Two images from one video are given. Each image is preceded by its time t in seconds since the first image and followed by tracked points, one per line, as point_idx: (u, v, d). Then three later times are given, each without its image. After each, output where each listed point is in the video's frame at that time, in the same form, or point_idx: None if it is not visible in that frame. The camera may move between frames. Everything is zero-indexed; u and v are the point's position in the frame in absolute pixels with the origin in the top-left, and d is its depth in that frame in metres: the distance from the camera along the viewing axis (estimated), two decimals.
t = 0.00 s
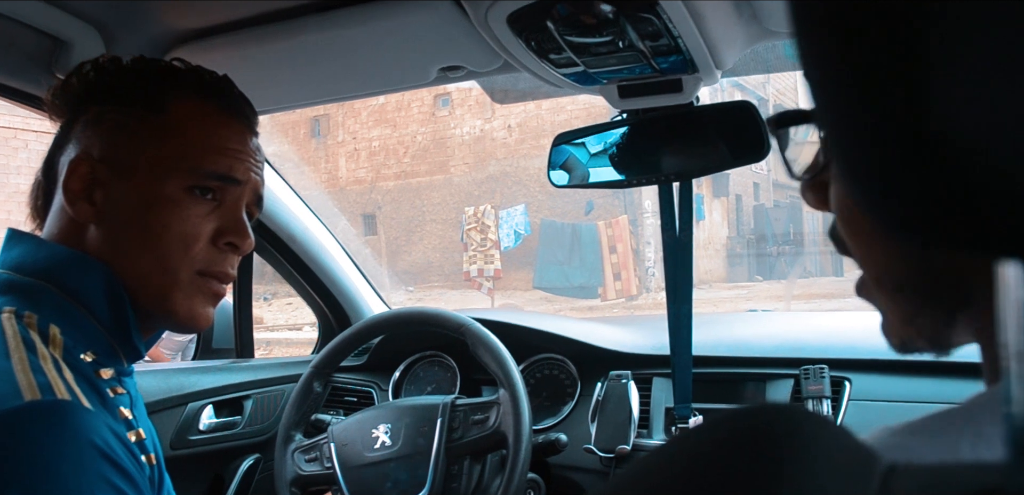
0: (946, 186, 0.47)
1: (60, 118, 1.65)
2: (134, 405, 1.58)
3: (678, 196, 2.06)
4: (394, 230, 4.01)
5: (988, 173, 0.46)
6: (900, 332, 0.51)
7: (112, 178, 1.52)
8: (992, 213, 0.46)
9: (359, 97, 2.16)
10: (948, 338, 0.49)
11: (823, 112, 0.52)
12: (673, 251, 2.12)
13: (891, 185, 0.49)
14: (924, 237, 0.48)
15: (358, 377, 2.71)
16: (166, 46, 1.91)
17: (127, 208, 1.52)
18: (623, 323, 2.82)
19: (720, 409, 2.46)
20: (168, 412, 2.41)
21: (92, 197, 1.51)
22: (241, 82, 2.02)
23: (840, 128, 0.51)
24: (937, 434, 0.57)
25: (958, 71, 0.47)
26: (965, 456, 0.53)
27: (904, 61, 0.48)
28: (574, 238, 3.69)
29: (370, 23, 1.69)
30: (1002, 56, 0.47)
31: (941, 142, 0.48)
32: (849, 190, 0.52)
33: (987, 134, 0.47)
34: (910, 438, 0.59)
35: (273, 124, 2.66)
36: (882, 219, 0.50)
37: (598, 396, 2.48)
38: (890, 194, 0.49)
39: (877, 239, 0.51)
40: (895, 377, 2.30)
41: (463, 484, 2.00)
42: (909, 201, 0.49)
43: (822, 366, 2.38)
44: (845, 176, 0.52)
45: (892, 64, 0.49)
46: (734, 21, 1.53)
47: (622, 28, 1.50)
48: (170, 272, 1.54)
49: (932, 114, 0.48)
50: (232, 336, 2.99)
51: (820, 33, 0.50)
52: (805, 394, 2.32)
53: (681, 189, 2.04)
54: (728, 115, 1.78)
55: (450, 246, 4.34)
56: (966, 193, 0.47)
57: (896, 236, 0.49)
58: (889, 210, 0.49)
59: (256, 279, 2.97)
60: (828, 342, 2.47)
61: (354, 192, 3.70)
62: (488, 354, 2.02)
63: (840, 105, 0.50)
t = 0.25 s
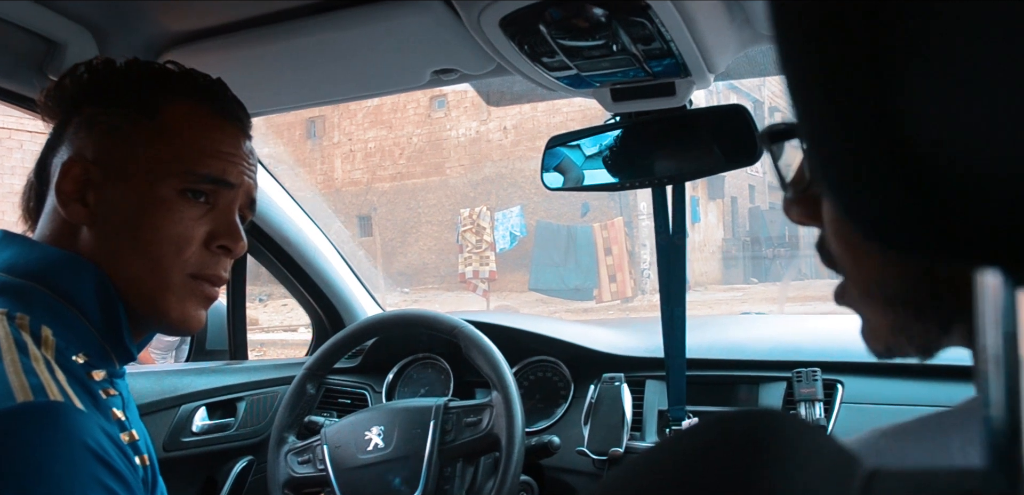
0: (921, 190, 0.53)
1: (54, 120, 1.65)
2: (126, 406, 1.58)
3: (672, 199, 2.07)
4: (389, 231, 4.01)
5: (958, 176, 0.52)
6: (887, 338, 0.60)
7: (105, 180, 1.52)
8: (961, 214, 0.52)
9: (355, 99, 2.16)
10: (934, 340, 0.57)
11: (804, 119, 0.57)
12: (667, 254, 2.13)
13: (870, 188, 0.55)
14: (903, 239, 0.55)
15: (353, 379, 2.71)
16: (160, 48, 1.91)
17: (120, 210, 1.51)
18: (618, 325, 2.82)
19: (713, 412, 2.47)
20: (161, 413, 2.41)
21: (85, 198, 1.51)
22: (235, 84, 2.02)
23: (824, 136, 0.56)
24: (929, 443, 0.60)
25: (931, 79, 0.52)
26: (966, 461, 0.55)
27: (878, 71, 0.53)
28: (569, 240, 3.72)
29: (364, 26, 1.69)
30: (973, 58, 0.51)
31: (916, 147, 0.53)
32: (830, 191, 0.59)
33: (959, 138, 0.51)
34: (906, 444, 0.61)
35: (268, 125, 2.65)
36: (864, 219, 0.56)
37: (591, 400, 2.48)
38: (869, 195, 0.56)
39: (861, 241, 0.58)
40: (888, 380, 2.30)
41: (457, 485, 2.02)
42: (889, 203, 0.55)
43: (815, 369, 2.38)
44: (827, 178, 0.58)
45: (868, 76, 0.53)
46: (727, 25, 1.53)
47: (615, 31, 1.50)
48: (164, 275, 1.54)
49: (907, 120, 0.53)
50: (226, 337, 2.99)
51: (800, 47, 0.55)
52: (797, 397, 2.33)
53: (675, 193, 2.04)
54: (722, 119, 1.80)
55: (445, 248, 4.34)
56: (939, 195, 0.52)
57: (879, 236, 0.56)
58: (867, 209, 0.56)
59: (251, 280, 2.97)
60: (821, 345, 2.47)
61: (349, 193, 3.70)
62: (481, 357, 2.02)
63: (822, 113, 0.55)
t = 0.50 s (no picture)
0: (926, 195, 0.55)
1: (54, 121, 1.65)
2: (127, 408, 1.58)
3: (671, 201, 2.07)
4: (388, 232, 4.02)
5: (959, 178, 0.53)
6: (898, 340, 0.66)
7: (105, 182, 1.52)
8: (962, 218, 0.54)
9: (354, 101, 2.16)
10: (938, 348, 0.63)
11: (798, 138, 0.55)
12: (666, 256, 2.13)
13: (873, 199, 0.56)
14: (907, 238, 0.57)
15: (352, 380, 2.71)
16: (159, 49, 1.91)
17: (120, 212, 1.52)
18: (617, 327, 2.82)
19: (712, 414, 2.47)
20: (160, 414, 2.42)
21: (85, 200, 1.51)
22: (234, 86, 2.02)
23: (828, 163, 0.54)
24: (924, 441, 0.64)
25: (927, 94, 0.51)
26: (957, 468, 0.60)
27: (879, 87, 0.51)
28: (569, 241, 3.74)
29: (363, 28, 1.69)
30: (971, 63, 0.50)
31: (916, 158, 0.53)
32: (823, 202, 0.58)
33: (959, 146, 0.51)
34: (903, 439, 0.66)
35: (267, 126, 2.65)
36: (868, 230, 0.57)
37: (589, 402, 2.48)
38: (873, 205, 0.56)
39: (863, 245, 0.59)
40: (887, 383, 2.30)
41: (456, 487, 2.00)
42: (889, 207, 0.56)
43: (813, 372, 2.38)
44: (822, 187, 0.57)
45: (869, 91, 0.52)
46: (725, 28, 1.53)
47: (614, 34, 1.51)
48: (164, 277, 1.54)
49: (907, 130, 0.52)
50: (225, 338, 2.99)
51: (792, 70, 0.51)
52: (795, 400, 2.34)
53: (674, 195, 2.04)
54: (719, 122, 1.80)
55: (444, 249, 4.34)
56: (943, 200, 0.54)
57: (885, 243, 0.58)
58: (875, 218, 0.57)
59: (250, 281, 2.97)
60: (819, 347, 2.47)
61: (348, 194, 3.71)
62: (479, 360, 2.02)
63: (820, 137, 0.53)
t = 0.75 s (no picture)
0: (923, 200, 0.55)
1: (55, 122, 1.65)
2: (128, 407, 1.58)
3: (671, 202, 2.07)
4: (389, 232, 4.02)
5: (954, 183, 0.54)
6: (890, 340, 0.66)
7: (107, 182, 1.52)
8: (961, 226, 0.55)
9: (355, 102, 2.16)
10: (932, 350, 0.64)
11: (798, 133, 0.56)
12: (666, 257, 2.13)
13: (869, 197, 0.57)
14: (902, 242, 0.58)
15: (352, 381, 2.71)
16: (160, 50, 1.91)
17: (121, 213, 1.52)
18: (617, 328, 2.82)
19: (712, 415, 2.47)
20: (161, 414, 2.42)
21: (86, 201, 1.51)
22: (235, 86, 2.02)
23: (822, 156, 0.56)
24: (919, 441, 0.65)
25: (925, 100, 0.51)
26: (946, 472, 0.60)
27: (877, 87, 0.52)
28: (568, 243, 3.71)
29: (364, 29, 1.69)
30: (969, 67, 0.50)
31: (912, 162, 0.54)
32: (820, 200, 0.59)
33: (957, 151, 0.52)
34: (899, 438, 0.66)
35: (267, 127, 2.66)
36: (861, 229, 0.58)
37: (590, 402, 2.50)
38: (867, 204, 0.57)
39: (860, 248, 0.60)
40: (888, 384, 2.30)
41: (456, 488, 2.01)
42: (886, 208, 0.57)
43: (813, 373, 2.38)
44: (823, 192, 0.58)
45: (868, 90, 0.53)
46: (726, 29, 1.53)
47: (614, 35, 1.51)
48: (165, 278, 1.54)
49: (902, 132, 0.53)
50: (226, 339, 2.99)
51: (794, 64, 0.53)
52: (795, 400, 2.35)
53: (674, 196, 2.05)
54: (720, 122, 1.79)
55: (445, 249, 4.34)
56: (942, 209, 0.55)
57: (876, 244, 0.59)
58: (867, 219, 0.58)
59: (250, 281, 2.97)
60: (819, 348, 2.47)
61: (348, 194, 3.71)
62: (480, 361, 2.02)
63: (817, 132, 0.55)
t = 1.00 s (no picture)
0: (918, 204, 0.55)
1: (53, 122, 1.65)
2: (126, 407, 1.58)
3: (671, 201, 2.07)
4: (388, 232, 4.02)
5: (952, 186, 0.54)
6: (902, 335, 0.66)
7: (105, 182, 1.52)
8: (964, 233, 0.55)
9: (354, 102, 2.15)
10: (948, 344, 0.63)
11: (795, 132, 0.57)
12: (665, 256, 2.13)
13: (869, 197, 0.57)
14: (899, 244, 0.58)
15: (352, 381, 2.71)
16: (159, 50, 1.91)
17: (119, 213, 1.52)
18: (617, 327, 2.82)
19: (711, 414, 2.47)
20: (161, 414, 2.42)
21: (85, 201, 1.51)
22: (234, 86, 2.02)
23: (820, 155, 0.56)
24: (925, 432, 0.64)
25: (920, 100, 0.51)
26: (953, 467, 0.59)
27: (876, 88, 0.52)
28: (568, 241, 3.72)
29: (363, 28, 1.69)
30: (966, 66, 0.50)
31: (911, 164, 0.54)
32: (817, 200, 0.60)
33: (952, 150, 0.52)
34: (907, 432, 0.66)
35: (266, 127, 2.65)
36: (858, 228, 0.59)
37: (590, 401, 2.49)
38: (865, 204, 0.58)
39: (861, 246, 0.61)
40: (889, 382, 2.30)
41: (455, 488, 2.01)
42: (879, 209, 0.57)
43: (813, 371, 2.38)
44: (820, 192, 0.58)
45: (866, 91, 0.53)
46: (725, 28, 1.53)
47: (612, 34, 1.51)
48: (163, 278, 1.54)
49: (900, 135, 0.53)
50: (225, 339, 2.99)
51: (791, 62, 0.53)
52: (795, 399, 2.34)
53: (673, 195, 2.05)
54: (718, 120, 1.80)
55: (444, 249, 4.34)
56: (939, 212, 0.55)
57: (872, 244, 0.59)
58: (864, 219, 0.58)
59: (250, 281, 2.98)
60: (818, 347, 2.47)
61: (348, 194, 3.71)
62: (479, 360, 2.02)
63: (815, 131, 0.55)
